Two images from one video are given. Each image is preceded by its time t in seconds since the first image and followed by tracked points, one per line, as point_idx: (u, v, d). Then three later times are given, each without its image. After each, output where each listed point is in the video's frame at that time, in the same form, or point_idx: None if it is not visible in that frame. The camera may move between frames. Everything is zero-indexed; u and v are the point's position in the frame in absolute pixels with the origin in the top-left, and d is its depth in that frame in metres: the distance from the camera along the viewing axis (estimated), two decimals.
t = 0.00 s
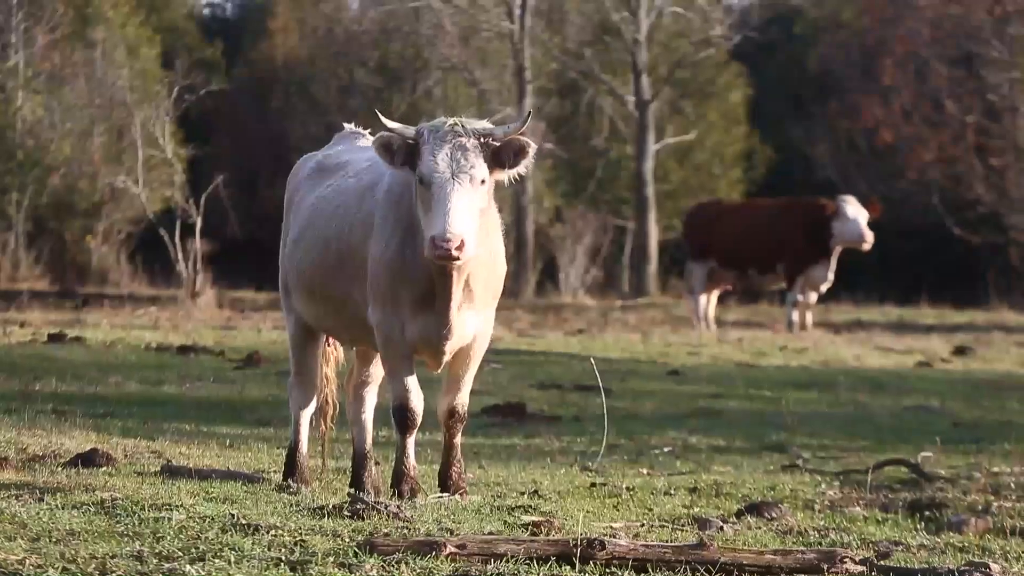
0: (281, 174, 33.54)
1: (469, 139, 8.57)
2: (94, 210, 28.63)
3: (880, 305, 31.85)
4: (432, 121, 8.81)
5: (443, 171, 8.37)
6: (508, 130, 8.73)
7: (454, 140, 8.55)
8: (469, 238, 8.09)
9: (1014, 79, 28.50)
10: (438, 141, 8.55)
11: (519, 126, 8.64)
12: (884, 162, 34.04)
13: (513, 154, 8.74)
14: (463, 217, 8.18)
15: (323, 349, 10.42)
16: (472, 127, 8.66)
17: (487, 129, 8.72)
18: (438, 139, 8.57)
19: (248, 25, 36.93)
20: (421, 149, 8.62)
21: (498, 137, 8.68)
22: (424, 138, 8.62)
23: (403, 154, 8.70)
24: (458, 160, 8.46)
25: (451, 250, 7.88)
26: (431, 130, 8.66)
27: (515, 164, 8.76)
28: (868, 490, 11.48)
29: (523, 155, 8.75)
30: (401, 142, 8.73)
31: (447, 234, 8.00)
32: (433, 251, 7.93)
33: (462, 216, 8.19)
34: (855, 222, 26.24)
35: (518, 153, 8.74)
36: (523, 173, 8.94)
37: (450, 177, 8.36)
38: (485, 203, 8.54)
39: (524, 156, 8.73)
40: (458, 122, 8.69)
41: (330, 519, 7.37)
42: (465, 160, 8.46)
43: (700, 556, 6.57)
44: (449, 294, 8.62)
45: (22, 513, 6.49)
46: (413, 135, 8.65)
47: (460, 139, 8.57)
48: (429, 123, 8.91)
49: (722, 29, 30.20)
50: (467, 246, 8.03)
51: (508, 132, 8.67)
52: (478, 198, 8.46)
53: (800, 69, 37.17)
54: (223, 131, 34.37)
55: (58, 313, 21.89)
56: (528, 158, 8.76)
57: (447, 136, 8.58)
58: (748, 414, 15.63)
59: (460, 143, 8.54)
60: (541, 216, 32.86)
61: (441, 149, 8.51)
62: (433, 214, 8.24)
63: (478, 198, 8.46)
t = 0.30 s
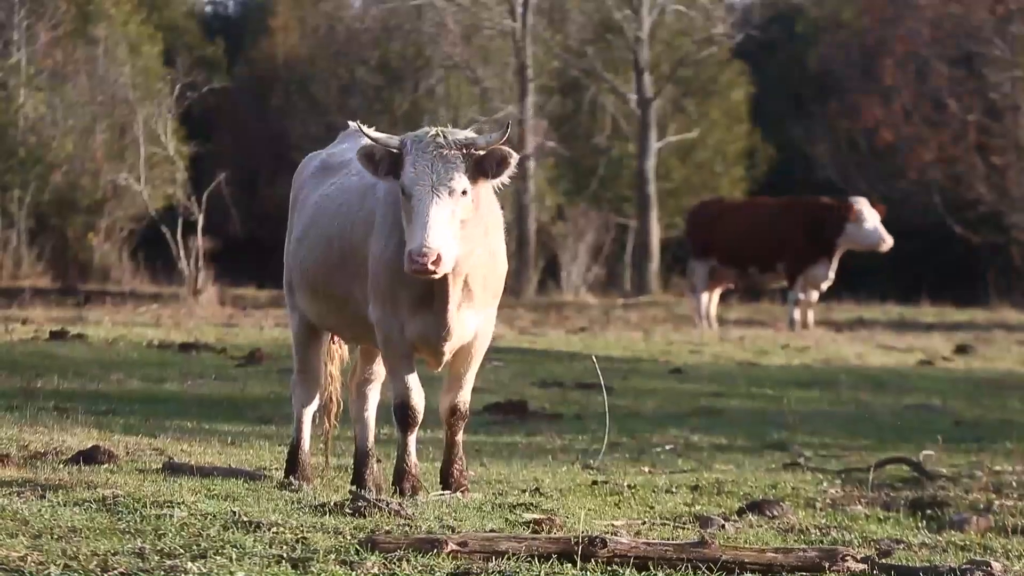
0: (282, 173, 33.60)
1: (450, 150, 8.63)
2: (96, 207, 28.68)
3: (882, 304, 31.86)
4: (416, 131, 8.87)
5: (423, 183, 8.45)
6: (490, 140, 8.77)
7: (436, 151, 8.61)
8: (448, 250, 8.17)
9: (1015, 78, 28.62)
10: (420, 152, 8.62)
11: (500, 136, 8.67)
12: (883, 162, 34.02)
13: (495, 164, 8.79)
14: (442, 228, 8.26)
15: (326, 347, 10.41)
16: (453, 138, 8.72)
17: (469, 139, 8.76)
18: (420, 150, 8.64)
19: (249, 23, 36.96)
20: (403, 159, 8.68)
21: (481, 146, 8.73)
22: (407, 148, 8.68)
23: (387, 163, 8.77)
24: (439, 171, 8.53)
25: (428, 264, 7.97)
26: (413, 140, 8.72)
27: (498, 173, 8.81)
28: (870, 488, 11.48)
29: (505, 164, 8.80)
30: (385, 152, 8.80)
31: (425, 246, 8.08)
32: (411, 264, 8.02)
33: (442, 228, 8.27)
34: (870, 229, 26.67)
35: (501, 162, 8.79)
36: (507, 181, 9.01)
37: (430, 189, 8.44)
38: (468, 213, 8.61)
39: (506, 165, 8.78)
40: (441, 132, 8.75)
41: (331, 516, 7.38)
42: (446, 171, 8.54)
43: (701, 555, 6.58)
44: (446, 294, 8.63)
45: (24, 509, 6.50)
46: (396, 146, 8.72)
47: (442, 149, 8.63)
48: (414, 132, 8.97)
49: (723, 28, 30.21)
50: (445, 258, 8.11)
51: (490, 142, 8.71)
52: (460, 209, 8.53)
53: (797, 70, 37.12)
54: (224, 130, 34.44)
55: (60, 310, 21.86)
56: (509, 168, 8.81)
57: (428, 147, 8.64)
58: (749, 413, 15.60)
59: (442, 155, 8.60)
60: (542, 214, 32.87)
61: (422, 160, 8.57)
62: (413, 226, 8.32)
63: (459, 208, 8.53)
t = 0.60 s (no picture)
0: (285, 168, 33.61)
1: (424, 168, 8.42)
2: (100, 202, 28.77)
3: (886, 300, 31.82)
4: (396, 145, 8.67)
5: (395, 203, 8.31)
6: (466, 158, 8.49)
7: (409, 170, 8.42)
8: (414, 274, 8.05)
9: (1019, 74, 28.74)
10: (394, 171, 8.44)
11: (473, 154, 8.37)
12: (887, 158, 33.97)
13: (472, 182, 8.47)
14: (410, 252, 8.11)
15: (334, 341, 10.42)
16: (428, 156, 8.48)
17: (446, 156, 8.51)
18: (395, 167, 8.46)
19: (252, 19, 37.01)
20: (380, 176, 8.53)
21: (456, 164, 8.47)
22: (383, 165, 8.52)
23: (366, 178, 8.65)
24: (412, 191, 8.35)
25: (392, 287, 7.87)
26: (391, 156, 8.53)
27: (474, 192, 8.49)
28: (874, 484, 11.50)
29: (480, 184, 8.48)
30: (365, 166, 8.68)
31: (391, 270, 7.98)
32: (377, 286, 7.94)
33: (410, 252, 8.12)
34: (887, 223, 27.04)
35: (477, 181, 8.47)
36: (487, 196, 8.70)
37: (401, 211, 8.29)
38: (444, 232, 8.42)
39: (481, 185, 8.46)
40: (418, 149, 8.53)
41: (335, 512, 7.37)
42: (417, 192, 8.35)
43: (705, 551, 6.54)
44: (439, 297, 8.60)
45: (28, 505, 6.48)
46: (373, 161, 8.57)
47: (417, 168, 8.42)
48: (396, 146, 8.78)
49: (727, 24, 30.21)
50: (412, 283, 8.00)
51: (464, 160, 8.43)
52: (433, 229, 8.36)
53: (801, 67, 36.98)
54: (227, 125, 34.42)
55: (64, 306, 21.85)
56: (485, 186, 8.49)
57: (403, 165, 8.44)
58: (753, 409, 15.60)
59: (414, 174, 8.40)
60: (547, 211, 32.85)
61: (395, 179, 8.40)
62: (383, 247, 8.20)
63: (433, 229, 8.35)
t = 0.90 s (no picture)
0: (291, 164, 33.62)
1: (408, 187, 8.37)
2: (107, 198, 28.88)
3: (892, 296, 31.79)
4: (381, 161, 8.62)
5: (376, 220, 8.27)
6: (450, 178, 8.43)
7: (392, 188, 8.37)
8: (393, 293, 8.01)
9: None
10: (377, 187, 8.40)
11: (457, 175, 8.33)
12: (893, 154, 33.94)
13: (456, 201, 8.45)
14: (388, 270, 8.08)
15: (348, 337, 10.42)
16: (413, 174, 8.43)
17: (431, 175, 8.47)
18: (379, 183, 8.41)
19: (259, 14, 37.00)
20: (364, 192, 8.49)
21: (440, 184, 8.42)
22: (367, 179, 8.48)
23: (351, 190, 8.61)
24: (394, 209, 8.31)
25: (370, 305, 7.86)
26: (376, 172, 8.48)
27: (458, 211, 8.48)
28: (880, 480, 11.49)
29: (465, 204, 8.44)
30: (350, 178, 8.65)
31: (369, 287, 7.95)
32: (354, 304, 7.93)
33: (389, 271, 8.08)
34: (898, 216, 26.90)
35: (462, 201, 8.45)
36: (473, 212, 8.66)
37: (382, 228, 8.25)
38: (426, 249, 8.39)
39: (467, 205, 8.44)
40: (403, 165, 8.48)
41: (340, 508, 7.38)
42: (399, 210, 8.31)
43: (711, 546, 6.54)
44: (429, 300, 8.65)
45: (33, 500, 6.49)
46: (358, 175, 8.53)
47: (401, 186, 8.37)
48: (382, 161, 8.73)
49: (733, 20, 30.18)
50: (390, 301, 7.96)
51: (447, 180, 8.40)
52: (415, 247, 8.33)
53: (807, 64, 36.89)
54: (232, 120, 34.43)
55: (70, 301, 21.87)
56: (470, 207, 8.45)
57: (387, 182, 8.39)
58: (758, 405, 15.59)
59: (397, 192, 8.36)
60: (553, 206, 32.84)
61: (378, 195, 8.36)
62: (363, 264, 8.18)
63: (413, 248, 8.32)
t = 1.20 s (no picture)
0: (297, 161, 33.63)
1: (404, 193, 8.38)
2: (112, 195, 28.94)
3: (898, 292, 31.74)
4: (375, 167, 8.61)
5: (375, 228, 8.27)
6: (446, 182, 8.47)
7: (388, 195, 8.38)
8: (392, 302, 8.02)
9: None
10: (373, 195, 8.40)
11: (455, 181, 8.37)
12: (900, 150, 33.89)
13: (455, 205, 8.50)
14: (388, 278, 8.09)
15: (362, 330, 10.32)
16: (409, 181, 8.44)
17: (426, 181, 8.50)
18: (375, 190, 8.40)
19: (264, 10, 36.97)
20: (359, 199, 8.48)
21: (436, 188, 8.45)
22: (362, 187, 8.47)
23: (344, 196, 8.58)
24: (391, 216, 8.32)
25: (372, 313, 7.87)
26: (371, 179, 8.48)
27: (457, 214, 8.53)
28: (886, 476, 11.50)
29: (464, 207, 8.52)
30: (343, 184, 8.63)
31: (370, 295, 7.95)
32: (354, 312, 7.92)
33: (389, 278, 8.10)
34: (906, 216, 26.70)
35: (461, 204, 8.51)
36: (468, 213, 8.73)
37: (381, 235, 8.26)
38: (423, 255, 8.42)
39: (465, 207, 8.52)
40: (398, 172, 8.49)
41: (347, 504, 7.38)
42: (398, 217, 8.32)
43: (718, 543, 6.54)
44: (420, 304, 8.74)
45: (40, 497, 6.49)
46: (352, 182, 8.52)
47: (397, 193, 8.38)
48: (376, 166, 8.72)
49: (739, 16, 30.16)
50: (390, 309, 7.98)
51: (445, 186, 8.43)
52: (411, 253, 8.35)
53: (813, 60, 36.79)
54: (238, 118, 34.53)
55: (77, 298, 21.87)
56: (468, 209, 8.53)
57: (384, 189, 8.39)
58: (765, 402, 15.57)
59: (394, 200, 8.36)
60: (559, 203, 32.82)
61: (374, 203, 8.35)
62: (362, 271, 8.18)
63: (412, 255, 8.34)
